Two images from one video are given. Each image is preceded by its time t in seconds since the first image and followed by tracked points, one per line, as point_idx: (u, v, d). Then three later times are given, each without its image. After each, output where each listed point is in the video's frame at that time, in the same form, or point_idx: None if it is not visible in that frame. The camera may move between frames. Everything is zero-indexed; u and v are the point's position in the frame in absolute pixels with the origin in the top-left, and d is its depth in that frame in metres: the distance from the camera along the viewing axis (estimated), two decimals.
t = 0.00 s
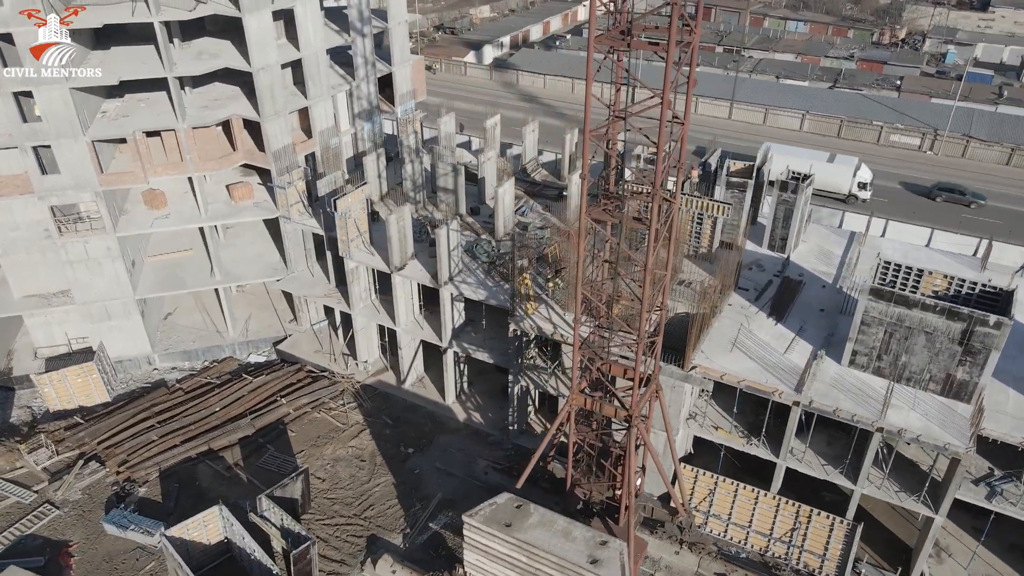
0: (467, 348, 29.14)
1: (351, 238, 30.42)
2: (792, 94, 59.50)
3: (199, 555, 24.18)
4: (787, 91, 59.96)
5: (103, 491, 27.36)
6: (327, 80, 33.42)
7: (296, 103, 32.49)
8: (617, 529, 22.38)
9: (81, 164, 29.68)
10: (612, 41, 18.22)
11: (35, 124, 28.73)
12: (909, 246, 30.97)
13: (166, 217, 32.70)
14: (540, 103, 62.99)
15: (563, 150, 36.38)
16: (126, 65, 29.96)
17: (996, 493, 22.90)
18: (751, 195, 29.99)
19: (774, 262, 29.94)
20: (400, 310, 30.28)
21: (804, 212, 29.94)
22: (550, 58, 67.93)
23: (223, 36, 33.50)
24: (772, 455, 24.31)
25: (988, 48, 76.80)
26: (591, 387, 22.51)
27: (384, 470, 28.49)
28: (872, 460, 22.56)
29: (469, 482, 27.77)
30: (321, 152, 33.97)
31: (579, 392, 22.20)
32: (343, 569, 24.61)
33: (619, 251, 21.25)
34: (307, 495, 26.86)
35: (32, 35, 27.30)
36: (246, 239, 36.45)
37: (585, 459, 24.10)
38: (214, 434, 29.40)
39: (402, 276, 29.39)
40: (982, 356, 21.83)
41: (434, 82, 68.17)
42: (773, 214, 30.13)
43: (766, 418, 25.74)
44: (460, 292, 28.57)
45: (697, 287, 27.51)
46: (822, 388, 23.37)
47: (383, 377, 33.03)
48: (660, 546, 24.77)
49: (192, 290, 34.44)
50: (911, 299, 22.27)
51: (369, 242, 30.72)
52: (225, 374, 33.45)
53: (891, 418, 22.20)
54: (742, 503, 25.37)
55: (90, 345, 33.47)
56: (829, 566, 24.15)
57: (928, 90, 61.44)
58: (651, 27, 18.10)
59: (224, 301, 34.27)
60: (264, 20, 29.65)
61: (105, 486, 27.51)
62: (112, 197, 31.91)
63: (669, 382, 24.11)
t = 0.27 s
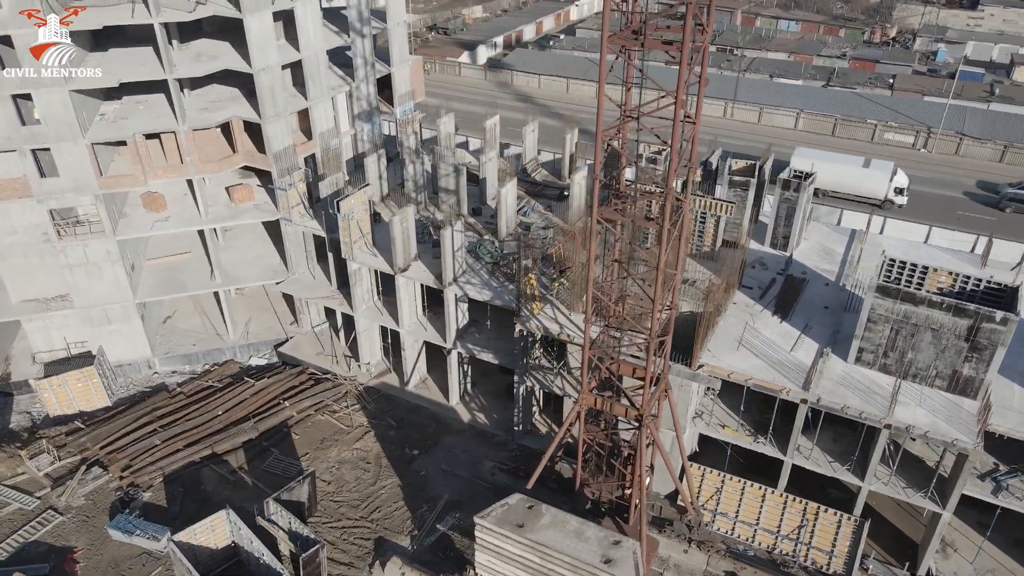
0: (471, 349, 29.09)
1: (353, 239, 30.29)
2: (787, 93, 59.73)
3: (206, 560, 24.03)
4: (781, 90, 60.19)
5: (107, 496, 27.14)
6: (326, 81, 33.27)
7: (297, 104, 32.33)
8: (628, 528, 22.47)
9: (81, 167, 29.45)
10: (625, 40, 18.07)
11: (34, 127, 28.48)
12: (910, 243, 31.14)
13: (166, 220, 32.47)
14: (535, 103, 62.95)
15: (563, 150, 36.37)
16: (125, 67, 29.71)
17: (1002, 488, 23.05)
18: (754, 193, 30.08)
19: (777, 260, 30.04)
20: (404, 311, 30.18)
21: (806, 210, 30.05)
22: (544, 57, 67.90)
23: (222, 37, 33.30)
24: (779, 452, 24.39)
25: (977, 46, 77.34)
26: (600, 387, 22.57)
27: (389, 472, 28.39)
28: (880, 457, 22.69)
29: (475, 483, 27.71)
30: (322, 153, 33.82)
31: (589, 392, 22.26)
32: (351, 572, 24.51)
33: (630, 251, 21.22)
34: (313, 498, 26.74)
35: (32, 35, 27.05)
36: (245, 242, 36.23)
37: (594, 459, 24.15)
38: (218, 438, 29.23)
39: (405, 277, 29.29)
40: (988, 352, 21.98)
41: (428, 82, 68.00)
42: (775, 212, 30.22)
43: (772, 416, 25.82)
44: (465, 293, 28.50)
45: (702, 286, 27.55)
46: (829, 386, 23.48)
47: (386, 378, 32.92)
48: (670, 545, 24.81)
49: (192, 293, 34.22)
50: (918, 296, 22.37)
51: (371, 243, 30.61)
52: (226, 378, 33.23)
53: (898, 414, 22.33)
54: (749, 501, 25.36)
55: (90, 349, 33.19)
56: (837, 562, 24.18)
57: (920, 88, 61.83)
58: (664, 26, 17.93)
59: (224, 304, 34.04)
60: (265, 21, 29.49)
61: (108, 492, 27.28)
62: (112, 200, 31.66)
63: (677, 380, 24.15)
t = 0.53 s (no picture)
0: (475, 350, 29.06)
1: (355, 241, 30.16)
2: (780, 92, 59.96)
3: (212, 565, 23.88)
4: (774, 89, 60.43)
5: (109, 502, 26.90)
6: (325, 82, 33.13)
7: (296, 105, 32.16)
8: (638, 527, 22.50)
9: (79, 170, 29.18)
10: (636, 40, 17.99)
11: (31, 130, 28.23)
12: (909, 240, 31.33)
13: (164, 222, 32.22)
14: (528, 103, 62.90)
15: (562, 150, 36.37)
16: (123, 69, 29.49)
17: (1006, 483, 23.23)
18: (755, 192, 30.19)
19: (778, 258, 30.16)
20: (406, 312, 30.09)
21: (806, 208, 30.18)
22: (537, 57, 67.85)
23: (219, 39, 33.10)
24: (785, 450, 24.47)
25: (965, 44, 77.90)
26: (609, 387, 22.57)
27: (394, 474, 28.30)
28: (886, 453, 22.81)
29: (481, 484, 27.66)
30: (321, 155, 33.67)
31: (598, 392, 22.26)
32: None
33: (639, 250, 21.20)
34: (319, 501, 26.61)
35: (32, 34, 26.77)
36: (243, 244, 36.00)
37: (601, 458, 24.18)
38: (220, 442, 29.04)
39: (408, 279, 29.18)
40: (993, 347, 22.17)
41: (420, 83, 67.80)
42: (776, 211, 30.32)
43: (777, 413, 25.91)
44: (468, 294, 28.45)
45: (705, 285, 27.61)
46: (835, 383, 23.58)
47: (387, 380, 32.81)
48: (677, 544, 24.92)
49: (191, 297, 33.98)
50: (922, 293, 22.51)
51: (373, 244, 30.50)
52: (226, 381, 33.00)
53: (904, 411, 22.45)
54: (755, 498, 25.34)
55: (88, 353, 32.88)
56: (843, 558, 24.34)
57: (911, 86, 62.25)
58: (675, 26, 17.86)
59: (223, 307, 33.83)
60: (264, 22, 29.34)
61: (111, 498, 27.05)
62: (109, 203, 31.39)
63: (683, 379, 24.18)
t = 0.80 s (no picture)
0: (477, 351, 29.01)
1: (355, 243, 29.99)
2: (769, 90, 60.30)
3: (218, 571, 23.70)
4: (763, 87, 60.76)
5: (110, 510, 26.60)
6: (322, 84, 32.93)
7: (293, 107, 31.93)
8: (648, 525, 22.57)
9: (75, 174, 28.86)
10: (647, 40, 18.01)
11: (25, 134, 27.91)
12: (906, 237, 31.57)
13: (160, 226, 31.90)
14: (518, 103, 62.89)
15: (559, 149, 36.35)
16: (118, 71, 29.16)
17: (1009, 475, 23.47)
18: (755, 190, 30.33)
19: (777, 256, 30.32)
20: (407, 314, 29.96)
21: (805, 206, 30.36)
22: (527, 57, 67.84)
23: (213, 40, 32.82)
24: (790, 446, 24.61)
25: (949, 42, 78.67)
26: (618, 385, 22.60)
27: (397, 477, 28.16)
28: (892, 448, 23.00)
29: (485, 486, 27.62)
30: (318, 156, 33.47)
31: (606, 391, 22.28)
32: None
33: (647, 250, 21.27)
34: (323, 505, 26.46)
35: (33, 35, 26.61)
36: (239, 247, 35.71)
37: (609, 458, 24.21)
38: (221, 447, 28.80)
39: (409, 280, 29.07)
40: (995, 342, 22.41)
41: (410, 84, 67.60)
42: (775, 208, 30.47)
43: (781, 410, 26.04)
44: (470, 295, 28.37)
45: (707, 283, 27.69)
46: (839, 379, 23.73)
47: (388, 383, 32.65)
48: (685, 541, 25.09)
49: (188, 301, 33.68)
50: (925, 289, 22.70)
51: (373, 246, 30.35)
52: (225, 386, 32.70)
53: (909, 406, 22.64)
54: (760, 495, 25.39)
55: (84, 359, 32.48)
56: (849, 553, 24.41)
57: (898, 84, 62.81)
58: (686, 25, 17.88)
59: (220, 311, 33.55)
60: (261, 23, 29.12)
61: (112, 505, 26.75)
62: (105, 208, 31.04)
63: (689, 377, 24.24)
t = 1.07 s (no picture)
0: (479, 352, 28.97)
1: (355, 245, 29.85)
2: (758, 88, 60.65)
3: None
4: (752, 85, 61.11)
5: (112, 518, 26.29)
6: (318, 85, 32.75)
7: (289, 109, 31.72)
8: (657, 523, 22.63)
9: (69, 179, 28.50)
10: (659, 39, 17.95)
11: (19, 138, 27.54)
12: (902, 232, 31.90)
13: (156, 230, 31.59)
14: (508, 103, 62.86)
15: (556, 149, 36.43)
16: (113, 73, 28.82)
17: (1011, 467, 23.77)
18: (753, 188, 30.52)
19: (776, 253, 30.51)
20: (408, 315, 29.86)
21: (802, 203, 30.57)
22: (516, 57, 67.79)
23: (207, 42, 32.55)
24: (794, 442, 24.76)
25: (932, 39, 79.64)
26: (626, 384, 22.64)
27: (401, 479, 28.06)
28: (897, 442, 23.20)
29: (490, 486, 27.63)
30: (315, 158, 33.28)
31: (615, 390, 22.31)
32: None
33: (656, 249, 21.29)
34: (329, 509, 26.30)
35: (31, 35, 26.28)
36: (235, 251, 35.42)
37: (615, 456, 24.27)
38: (223, 452, 28.55)
39: (410, 281, 28.97)
40: (997, 335, 22.67)
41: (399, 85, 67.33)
42: (772, 206, 30.66)
43: (784, 407, 26.21)
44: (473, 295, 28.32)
45: (709, 280, 27.80)
46: (843, 374, 23.90)
47: (388, 385, 32.53)
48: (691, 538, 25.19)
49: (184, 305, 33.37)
50: (928, 284, 22.91)
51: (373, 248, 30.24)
52: (223, 391, 32.41)
53: (914, 400, 22.84)
54: (765, 490, 25.54)
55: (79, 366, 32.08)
56: (854, 547, 24.59)
57: (885, 81, 63.50)
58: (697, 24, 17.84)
59: (218, 315, 33.26)
60: (258, 24, 28.93)
61: (113, 513, 26.45)
62: (100, 212, 30.68)
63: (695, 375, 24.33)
